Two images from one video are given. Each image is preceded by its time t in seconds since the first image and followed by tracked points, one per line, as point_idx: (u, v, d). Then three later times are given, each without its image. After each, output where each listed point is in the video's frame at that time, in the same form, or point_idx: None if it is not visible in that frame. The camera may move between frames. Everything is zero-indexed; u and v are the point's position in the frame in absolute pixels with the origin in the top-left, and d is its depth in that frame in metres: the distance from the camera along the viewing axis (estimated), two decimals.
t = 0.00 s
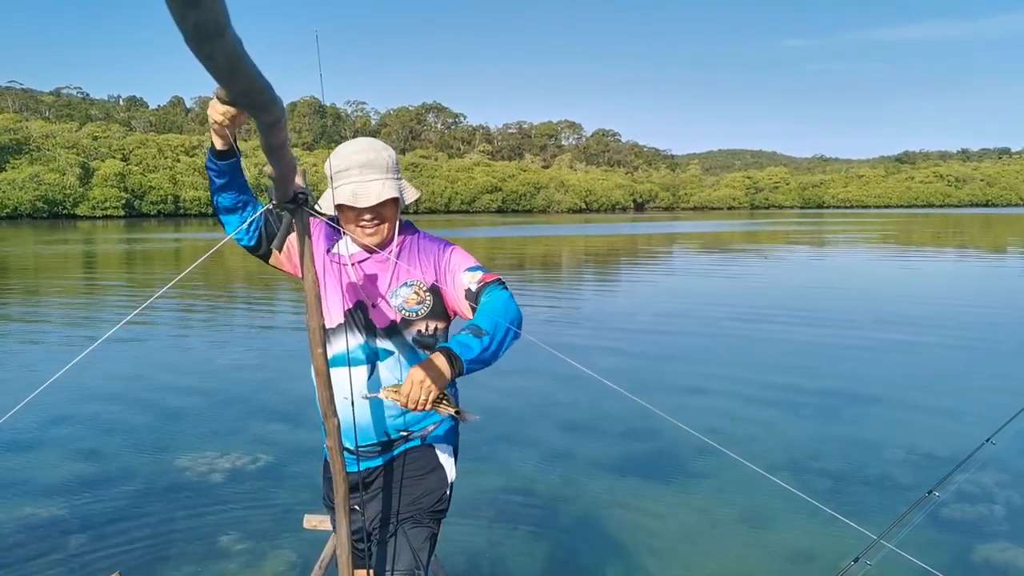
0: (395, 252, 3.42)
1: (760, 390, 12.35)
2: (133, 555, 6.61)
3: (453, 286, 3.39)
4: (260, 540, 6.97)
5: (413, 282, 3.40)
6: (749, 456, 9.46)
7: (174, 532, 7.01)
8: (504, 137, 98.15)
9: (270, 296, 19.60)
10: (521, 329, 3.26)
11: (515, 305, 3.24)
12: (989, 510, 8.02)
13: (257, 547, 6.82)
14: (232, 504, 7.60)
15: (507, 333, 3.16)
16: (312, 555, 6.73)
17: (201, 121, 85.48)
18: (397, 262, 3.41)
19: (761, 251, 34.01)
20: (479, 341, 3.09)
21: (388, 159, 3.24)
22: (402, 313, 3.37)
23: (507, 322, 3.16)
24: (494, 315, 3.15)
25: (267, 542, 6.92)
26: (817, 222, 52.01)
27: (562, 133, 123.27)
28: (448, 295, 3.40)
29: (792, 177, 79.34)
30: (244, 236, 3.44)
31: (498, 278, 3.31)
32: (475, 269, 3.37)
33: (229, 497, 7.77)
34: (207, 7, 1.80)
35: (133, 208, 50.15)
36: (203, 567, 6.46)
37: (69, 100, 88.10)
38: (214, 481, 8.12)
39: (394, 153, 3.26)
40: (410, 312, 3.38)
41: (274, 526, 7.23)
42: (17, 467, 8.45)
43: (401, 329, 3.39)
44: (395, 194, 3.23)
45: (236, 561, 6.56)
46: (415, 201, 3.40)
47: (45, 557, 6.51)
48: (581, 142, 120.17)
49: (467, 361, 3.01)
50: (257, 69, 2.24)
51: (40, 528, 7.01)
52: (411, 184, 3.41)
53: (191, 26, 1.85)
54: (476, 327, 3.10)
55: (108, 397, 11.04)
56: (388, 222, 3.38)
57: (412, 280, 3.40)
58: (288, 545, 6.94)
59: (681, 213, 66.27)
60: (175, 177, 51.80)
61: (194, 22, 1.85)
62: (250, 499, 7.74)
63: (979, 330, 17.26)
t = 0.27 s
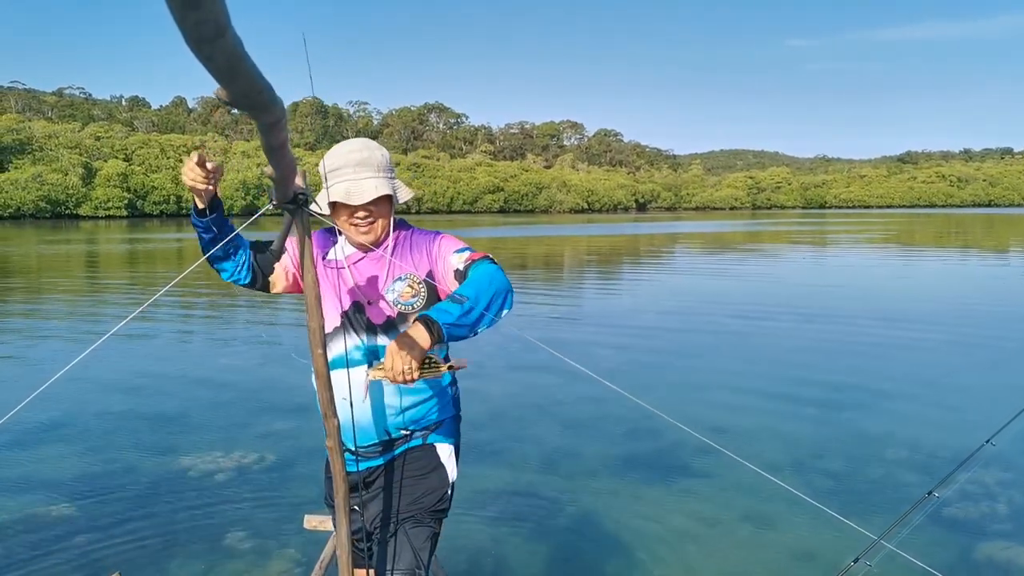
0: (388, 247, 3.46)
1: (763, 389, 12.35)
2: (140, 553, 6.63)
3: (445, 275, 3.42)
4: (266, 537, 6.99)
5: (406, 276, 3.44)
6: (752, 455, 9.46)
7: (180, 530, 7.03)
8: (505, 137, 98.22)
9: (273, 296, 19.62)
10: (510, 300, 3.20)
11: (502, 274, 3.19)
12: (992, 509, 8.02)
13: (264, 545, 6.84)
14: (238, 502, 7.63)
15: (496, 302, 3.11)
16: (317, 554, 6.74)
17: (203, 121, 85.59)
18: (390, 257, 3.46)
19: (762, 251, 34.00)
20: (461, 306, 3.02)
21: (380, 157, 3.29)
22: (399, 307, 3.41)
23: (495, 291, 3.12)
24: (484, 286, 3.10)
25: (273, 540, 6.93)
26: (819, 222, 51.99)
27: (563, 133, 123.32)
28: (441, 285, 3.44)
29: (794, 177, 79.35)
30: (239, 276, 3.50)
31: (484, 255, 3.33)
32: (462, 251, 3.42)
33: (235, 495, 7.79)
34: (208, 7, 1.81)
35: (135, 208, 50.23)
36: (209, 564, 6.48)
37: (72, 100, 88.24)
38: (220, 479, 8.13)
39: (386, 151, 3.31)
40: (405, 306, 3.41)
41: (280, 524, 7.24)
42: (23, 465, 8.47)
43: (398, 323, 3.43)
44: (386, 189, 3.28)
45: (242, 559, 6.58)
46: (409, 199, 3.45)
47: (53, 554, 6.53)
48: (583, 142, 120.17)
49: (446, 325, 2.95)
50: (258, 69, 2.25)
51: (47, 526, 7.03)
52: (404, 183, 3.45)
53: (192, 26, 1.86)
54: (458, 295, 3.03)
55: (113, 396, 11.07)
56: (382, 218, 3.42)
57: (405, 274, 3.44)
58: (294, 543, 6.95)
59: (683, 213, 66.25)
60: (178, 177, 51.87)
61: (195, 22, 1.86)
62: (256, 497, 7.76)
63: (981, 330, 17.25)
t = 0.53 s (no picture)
0: (382, 244, 3.50)
1: (766, 389, 12.34)
2: (147, 551, 6.63)
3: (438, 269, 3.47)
4: (273, 535, 7.00)
5: (400, 272, 3.48)
6: (757, 454, 9.46)
7: (187, 529, 7.03)
8: (508, 137, 98.25)
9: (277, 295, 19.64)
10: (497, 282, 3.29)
11: (488, 257, 3.29)
12: (994, 508, 8.01)
13: (269, 543, 6.84)
14: (245, 501, 7.64)
15: (481, 285, 3.19)
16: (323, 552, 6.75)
17: (206, 121, 85.74)
18: (383, 254, 3.50)
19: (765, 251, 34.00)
20: (444, 290, 3.10)
21: (371, 158, 3.31)
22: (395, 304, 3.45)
23: (480, 273, 3.20)
24: (470, 269, 3.20)
25: (279, 538, 6.94)
26: (821, 222, 51.97)
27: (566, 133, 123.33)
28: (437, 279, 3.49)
29: (797, 177, 79.31)
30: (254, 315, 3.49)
31: (472, 241, 3.41)
32: (451, 240, 3.48)
33: (242, 493, 7.80)
34: (208, 6, 1.82)
35: (138, 208, 50.30)
36: (216, 562, 6.49)
37: (74, 100, 88.40)
38: (226, 478, 8.15)
39: (378, 150, 3.33)
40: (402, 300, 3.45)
41: (285, 522, 7.25)
42: (30, 464, 8.48)
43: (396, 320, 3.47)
44: (380, 187, 3.32)
45: (248, 558, 6.59)
46: (400, 197, 3.49)
47: (60, 553, 6.54)
48: (585, 141, 120.17)
49: (429, 308, 3.03)
50: (258, 69, 2.26)
51: (54, 524, 7.04)
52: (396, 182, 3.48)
53: (192, 26, 1.87)
54: (441, 278, 3.12)
55: (119, 395, 11.09)
56: (374, 218, 3.45)
57: (399, 270, 3.48)
58: (300, 543, 6.96)
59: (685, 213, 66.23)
60: (180, 177, 51.93)
61: (196, 20, 1.87)
62: (262, 495, 7.77)
63: (984, 329, 17.23)
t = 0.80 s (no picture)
0: (379, 243, 3.49)
1: (769, 388, 12.33)
2: (153, 548, 6.64)
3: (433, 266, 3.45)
4: (278, 533, 7.00)
5: (396, 270, 3.47)
6: (761, 453, 9.44)
7: (193, 527, 7.04)
8: (510, 137, 98.23)
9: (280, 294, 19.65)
10: (491, 280, 3.27)
11: (484, 255, 3.29)
12: (997, 506, 8.00)
13: (274, 541, 6.85)
14: (250, 499, 7.64)
15: (472, 282, 3.19)
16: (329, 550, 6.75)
17: (208, 121, 85.81)
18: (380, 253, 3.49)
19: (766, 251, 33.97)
20: (436, 285, 3.08)
21: (364, 158, 3.31)
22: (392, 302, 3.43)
23: (473, 270, 3.20)
24: (464, 267, 3.19)
25: (285, 536, 6.94)
26: (823, 222, 51.90)
27: (568, 133, 123.26)
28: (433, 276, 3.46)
29: (799, 177, 79.22)
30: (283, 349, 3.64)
31: (467, 237, 3.40)
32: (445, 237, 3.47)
33: (247, 491, 7.80)
34: (207, 5, 1.81)
35: (140, 208, 50.33)
36: (221, 560, 6.49)
37: (76, 100, 88.52)
38: (231, 475, 8.15)
39: (370, 151, 3.32)
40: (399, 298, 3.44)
41: (290, 521, 7.25)
42: (35, 462, 8.49)
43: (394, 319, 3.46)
44: (373, 187, 3.32)
45: (254, 555, 6.59)
46: (395, 198, 3.48)
47: (67, 550, 6.55)
48: (587, 141, 120.10)
49: (420, 303, 3.00)
50: (258, 70, 2.25)
51: (60, 522, 7.05)
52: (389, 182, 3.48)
53: (192, 26, 1.87)
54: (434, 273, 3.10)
55: (123, 394, 11.10)
56: (368, 219, 3.44)
57: (395, 268, 3.47)
58: (306, 541, 6.96)
59: (687, 212, 66.18)
60: (182, 177, 51.96)
61: (195, 21, 1.86)
62: (268, 493, 7.78)
63: (986, 329, 17.20)
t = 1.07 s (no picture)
0: (377, 242, 3.50)
1: (771, 387, 12.32)
2: (158, 547, 6.65)
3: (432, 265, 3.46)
4: (283, 531, 7.01)
5: (396, 269, 3.48)
6: (764, 453, 9.44)
7: (198, 526, 7.05)
8: (512, 137, 98.34)
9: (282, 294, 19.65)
10: (489, 277, 3.30)
11: (482, 252, 3.31)
12: (1000, 505, 7.99)
13: (279, 539, 6.85)
14: (255, 497, 7.65)
15: (472, 279, 3.23)
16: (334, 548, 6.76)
17: (210, 121, 85.86)
18: (379, 252, 3.50)
19: (768, 251, 33.92)
20: (434, 282, 3.11)
21: (362, 158, 3.32)
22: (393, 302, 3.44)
23: (472, 267, 3.23)
24: (462, 264, 3.22)
25: (290, 535, 6.95)
26: (825, 221, 51.84)
27: (570, 133, 123.24)
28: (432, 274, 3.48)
29: (801, 176, 79.16)
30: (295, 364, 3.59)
31: (465, 236, 3.42)
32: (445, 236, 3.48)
33: (252, 490, 7.81)
34: (207, 4, 1.82)
35: (142, 208, 50.37)
36: (228, 558, 6.50)
37: (79, 100, 88.66)
38: (236, 475, 8.16)
39: (369, 151, 3.33)
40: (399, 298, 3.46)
41: (295, 519, 7.25)
42: (40, 461, 8.51)
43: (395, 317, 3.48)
44: (370, 187, 3.32)
45: (259, 554, 6.60)
46: (393, 197, 3.49)
47: (73, 548, 6.56)
48: (589, 141, 120.05)
49: (418, 299, 3.02)
50: (259, 70, 2.27)
51: (65, 520, 7.06)
52: (389, 181, 3.48)
53: (192, 25, 1.88)
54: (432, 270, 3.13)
55: (128, 393, 11.12)
56: (366, 218, 3.45)
57: (395, 268, 3.48)
58: (311, 541, 6.97)
59: (689, 212, 66.11)
60: (185, 177, 51.98)
61: (195, 21, 1.88)
62: (273, 491, 7.79)
63: (989, 328, 17.16)
